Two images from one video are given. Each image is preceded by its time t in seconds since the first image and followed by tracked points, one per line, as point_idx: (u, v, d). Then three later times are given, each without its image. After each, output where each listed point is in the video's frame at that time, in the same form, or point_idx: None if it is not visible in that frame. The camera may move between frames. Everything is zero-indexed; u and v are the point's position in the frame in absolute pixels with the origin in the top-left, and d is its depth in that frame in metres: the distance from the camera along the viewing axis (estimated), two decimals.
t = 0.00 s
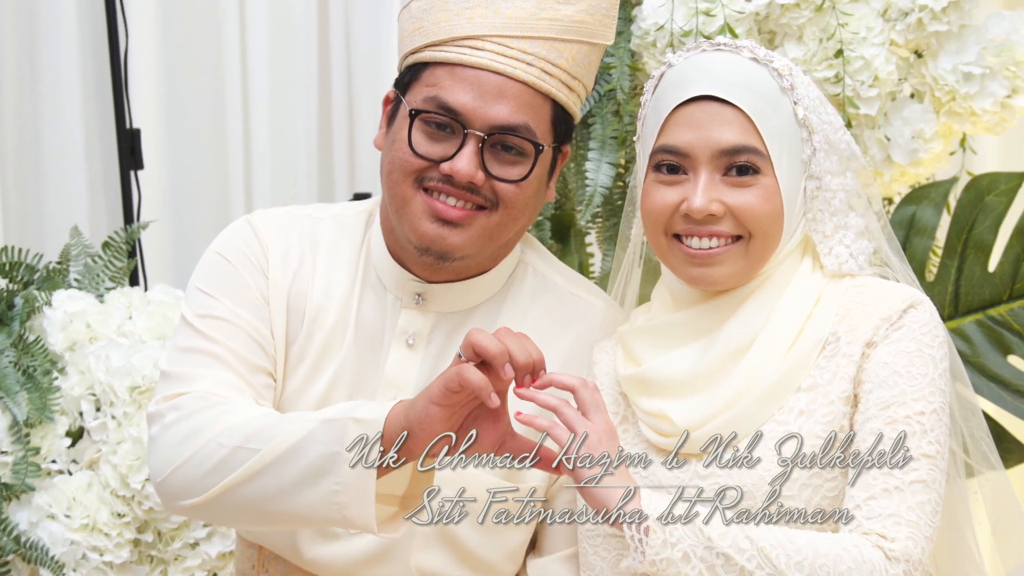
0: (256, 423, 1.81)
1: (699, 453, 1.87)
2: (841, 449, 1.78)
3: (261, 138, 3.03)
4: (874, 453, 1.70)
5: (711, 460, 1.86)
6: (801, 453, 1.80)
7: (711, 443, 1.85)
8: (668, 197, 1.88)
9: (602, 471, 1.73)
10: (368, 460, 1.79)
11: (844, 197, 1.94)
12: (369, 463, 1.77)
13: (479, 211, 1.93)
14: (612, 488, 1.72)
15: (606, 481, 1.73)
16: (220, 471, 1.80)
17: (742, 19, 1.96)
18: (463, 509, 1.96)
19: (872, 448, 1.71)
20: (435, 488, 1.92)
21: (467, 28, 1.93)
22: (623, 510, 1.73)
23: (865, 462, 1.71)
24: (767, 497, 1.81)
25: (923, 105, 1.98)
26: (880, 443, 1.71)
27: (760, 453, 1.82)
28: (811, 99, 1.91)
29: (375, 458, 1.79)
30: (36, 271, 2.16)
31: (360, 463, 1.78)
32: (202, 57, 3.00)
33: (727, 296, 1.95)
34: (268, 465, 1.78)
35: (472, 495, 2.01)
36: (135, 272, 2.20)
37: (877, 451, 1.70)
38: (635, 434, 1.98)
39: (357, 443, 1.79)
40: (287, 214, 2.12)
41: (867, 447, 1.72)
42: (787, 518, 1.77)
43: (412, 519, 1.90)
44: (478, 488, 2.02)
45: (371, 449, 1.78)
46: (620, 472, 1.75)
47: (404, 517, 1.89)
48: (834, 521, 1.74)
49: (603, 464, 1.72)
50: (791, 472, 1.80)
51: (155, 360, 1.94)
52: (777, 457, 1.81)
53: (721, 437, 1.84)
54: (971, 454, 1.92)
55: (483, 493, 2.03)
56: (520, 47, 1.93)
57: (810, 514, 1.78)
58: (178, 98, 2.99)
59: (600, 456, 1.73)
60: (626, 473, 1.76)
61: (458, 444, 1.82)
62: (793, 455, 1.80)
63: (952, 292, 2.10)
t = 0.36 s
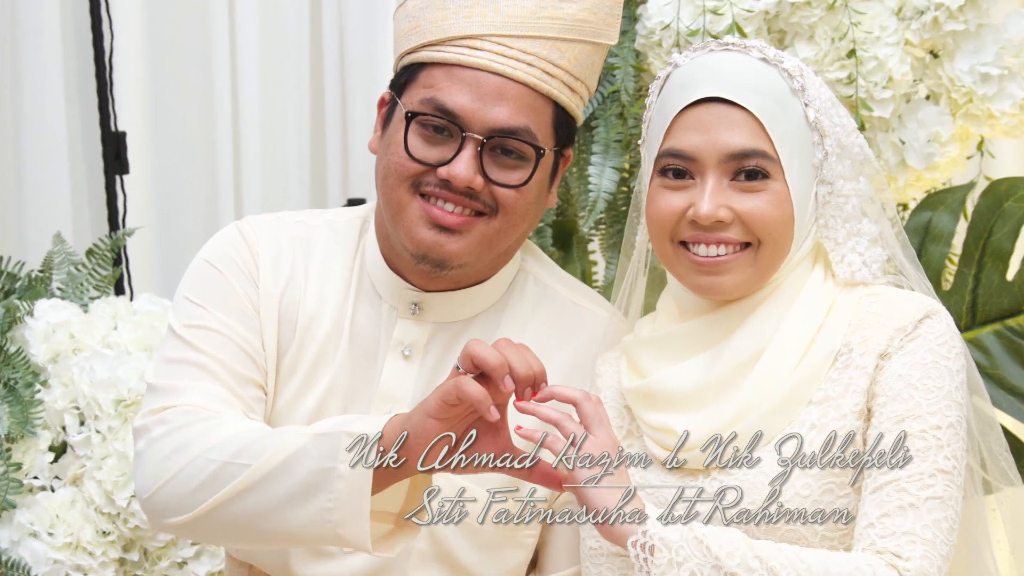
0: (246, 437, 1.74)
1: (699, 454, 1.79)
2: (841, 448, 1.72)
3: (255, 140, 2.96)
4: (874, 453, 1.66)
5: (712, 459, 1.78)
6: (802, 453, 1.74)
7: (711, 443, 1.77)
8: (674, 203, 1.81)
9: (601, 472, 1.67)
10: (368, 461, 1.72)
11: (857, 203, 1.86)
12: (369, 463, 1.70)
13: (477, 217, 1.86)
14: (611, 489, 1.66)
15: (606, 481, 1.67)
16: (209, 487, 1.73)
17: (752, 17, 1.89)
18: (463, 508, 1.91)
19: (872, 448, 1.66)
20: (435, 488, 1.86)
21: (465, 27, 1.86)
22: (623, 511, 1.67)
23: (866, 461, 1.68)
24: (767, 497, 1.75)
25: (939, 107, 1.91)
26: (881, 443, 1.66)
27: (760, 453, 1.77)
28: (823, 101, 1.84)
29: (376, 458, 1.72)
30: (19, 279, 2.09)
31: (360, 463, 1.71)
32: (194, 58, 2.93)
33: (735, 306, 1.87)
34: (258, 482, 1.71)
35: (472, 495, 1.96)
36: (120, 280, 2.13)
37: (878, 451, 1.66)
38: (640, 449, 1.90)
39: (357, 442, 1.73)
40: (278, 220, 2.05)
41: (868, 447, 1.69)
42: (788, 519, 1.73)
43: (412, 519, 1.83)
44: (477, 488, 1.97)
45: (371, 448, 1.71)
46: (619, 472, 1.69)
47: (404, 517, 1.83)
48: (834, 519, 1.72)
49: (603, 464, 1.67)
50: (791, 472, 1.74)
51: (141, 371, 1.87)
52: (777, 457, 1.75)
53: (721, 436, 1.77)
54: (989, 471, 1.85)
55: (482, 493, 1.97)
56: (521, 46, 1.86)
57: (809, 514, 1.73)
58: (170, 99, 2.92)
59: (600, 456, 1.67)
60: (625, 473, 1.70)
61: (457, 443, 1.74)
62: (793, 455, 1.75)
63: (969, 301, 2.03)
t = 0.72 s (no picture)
0: (236, 451, 1.67)
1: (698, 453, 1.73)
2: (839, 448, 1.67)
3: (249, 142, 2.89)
4: (873, 453, 1.65)
5: (712, 460, 1.72)
6: (802, 453, 1.70)
7: (710, 443, 1.71)
8: (680, 208, 1.74)
9: (601, 471, 1.60)
10: (368, 461, 1.65)
11: (870, 208, 1.80)
12: (369, 463, 1.64)
13: (476, 223, 1.79)
14: (612, 488, 1.59)
15: (605, 481, 1.60)
16: (197, 503, 1.66)
17: (760, 16, 1.82)
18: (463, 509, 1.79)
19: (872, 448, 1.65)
20: (437, 488, 1.75)
21: (464, 26, 1.80)
22: (623, 511, 1.60)
23: (866, 461, 1.66)
24: (766, 497, 1.70)
25: (955, 109, 1.84)
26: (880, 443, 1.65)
27: (760, 452, 1.70)
28: (834, 103, 1.78)
29: (376, 458, 1.65)
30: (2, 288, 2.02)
31: (360, 463, 1.64)
32: (186, 58, 2.87)
33: (743, 315, 1.81)
34: (250, 498, 1.64)
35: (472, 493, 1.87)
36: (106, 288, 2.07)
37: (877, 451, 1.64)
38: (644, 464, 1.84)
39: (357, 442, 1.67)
40: (270, 226, 1.98)
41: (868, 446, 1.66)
42: (788, 519, 1.67)
43: (412, 519, 1.77)
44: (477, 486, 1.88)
45: (371, 448, 1.65)
46: (619, 471, 1.63)
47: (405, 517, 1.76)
48: (834, 520, 1.65)
49: (603, 464, 1.60)
50: (790, 472, 1.69)
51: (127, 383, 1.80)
52: (777, 456, 1.70)
53: (721, 436, 1.71)
54: (1007, 487, 1.79)
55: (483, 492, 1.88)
56: (521, 46, 1.80)
57: (810, 513, 1.66)
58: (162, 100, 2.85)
59: (599, 455, 1.60)
60: (625, 473, 1.63)
61: (458, 444, 1.65)
62: (793, 455, 1.70)
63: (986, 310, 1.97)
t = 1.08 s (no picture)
0: (226, 465, 1.61)
1: (699, 455, 1.68)
2: (839, 448, 1.62)
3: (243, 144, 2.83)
4: (874, 453, 1.59)
5: (712, 460, 1.67)
6: (802, 453, 1.63)
7: (711, 444, 1.66)
8: (686, 214, 1.68)
9: (601, 471, 1.53)
10: (368, 461, 1.60)
11: (882, 213, 1.74)
12: (370, 463, 1.58)
13: (474, 228, 1.73)
14: (613, 488, 1.52)
15: (606, 481, 1.53)
16: (186, 519, 1.60)
17: (770, 14, 1.76)
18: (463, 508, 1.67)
19: (872, 448, 1.59)
20: (437, 487, 1.61)
21: (463, 25, 1.73)
22: (623, 512, 1.53)
23: (865, 462, 1.60)
24: (766, 496, 1.65)
25: (971, 110, 1.78)
26: (880, 443, 1.59)
27: (761, 453, 1.63)
28: (846, 104, 1.71)
29: (376, 458, 1.59)
30: None
31: (359, 463, 1.59)
32: (179, 58, 2.81)
33: (751, 324, 1.75)
34: (239, 514, 1.58)
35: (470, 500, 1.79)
36: (90, 295, 2.01)
37: (877, 451, 1.59)
38: (649, 478, 1.77)
39: (357, 443, 1.62)
40: (261, 232, 1.92)
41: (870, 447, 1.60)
42: (788, 519, 1.61)
43: (413, 519, 1.68)
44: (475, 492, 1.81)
45: (371, 448, 1.60)
46: (618, 471, 1.55)
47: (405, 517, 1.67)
48: (834, 520, 1.59)
49: (603, 464, 1.53)
50: (790, 472, 1.63)
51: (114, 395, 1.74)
52: (777, 457, 1.63)
53: (721, 436, 1.67)
54: None
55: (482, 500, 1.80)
56: (522, 45, 1.74)
57: (810, 515, 1.60)
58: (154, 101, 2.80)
59: (600, 455, 1.53)
60: (625, 472, 1.56)
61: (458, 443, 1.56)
62: (794, 455, 1.63)
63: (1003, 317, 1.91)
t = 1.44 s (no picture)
0: (216, 478, 1.55)
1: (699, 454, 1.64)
2: (838, 448, 1.56)
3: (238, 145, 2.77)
4: (873, 453, 1.54)
5: (712, 459, 1.62)
6: (802, 453, 1.56)
7: (711, 443, 1.62)
8: (691, 218, 1.62)
9: (601, 472, 1.47)
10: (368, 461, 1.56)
11: (895, 218, 1.68)
12: (370, 462, 1.55)
13: (473, 233, 1.67)
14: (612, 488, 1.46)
15: (606, 481, 1.47)
16: (174, 534, 1.54)
17: (779, 11, 1.70)
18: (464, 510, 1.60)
19: (872, 448, 1.54)
20: (438, 488, 1.54)
21: (461, 23, 1.68)
22: (623, 512, 1.47)
23: (865, 462, 1.55)
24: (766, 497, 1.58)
25: (987, 111, 1.73)
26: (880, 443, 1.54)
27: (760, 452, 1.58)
28: (857, 104, 1.66)
29: (377, 459, 1.56)
30: None
31: (360, 463, 1.55)
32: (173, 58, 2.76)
33: (759, 332, 1.69)
34: (229, 529, 1.52)
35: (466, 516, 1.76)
36: (74, 303, 1.96)
37: (877, 450, 1.54)
38: (653, 491, 1.71)
39: (357, 443, 1.63)
40: (253, 237, 1.86)
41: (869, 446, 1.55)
42: (787, 520, 1.56)
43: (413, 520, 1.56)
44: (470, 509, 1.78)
45: (371, 446, 1.60)
46: (618, 470, 1.50)
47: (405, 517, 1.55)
48: (834, 520, 1.53)
49: (603, 465, 1.47)
50: (790, 472, 1.56)
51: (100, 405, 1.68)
52: (776, 456, 1.56)
53: (721, 436, 1.63)
54: None
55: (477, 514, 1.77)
56: (522, 43, 1.68)
57: (810, 514, 1.55)
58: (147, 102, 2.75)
59: (600, 456, 1.48)
60: (625, 472, 1.50)
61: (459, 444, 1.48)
62: (793, 455, 1.56)
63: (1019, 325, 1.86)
